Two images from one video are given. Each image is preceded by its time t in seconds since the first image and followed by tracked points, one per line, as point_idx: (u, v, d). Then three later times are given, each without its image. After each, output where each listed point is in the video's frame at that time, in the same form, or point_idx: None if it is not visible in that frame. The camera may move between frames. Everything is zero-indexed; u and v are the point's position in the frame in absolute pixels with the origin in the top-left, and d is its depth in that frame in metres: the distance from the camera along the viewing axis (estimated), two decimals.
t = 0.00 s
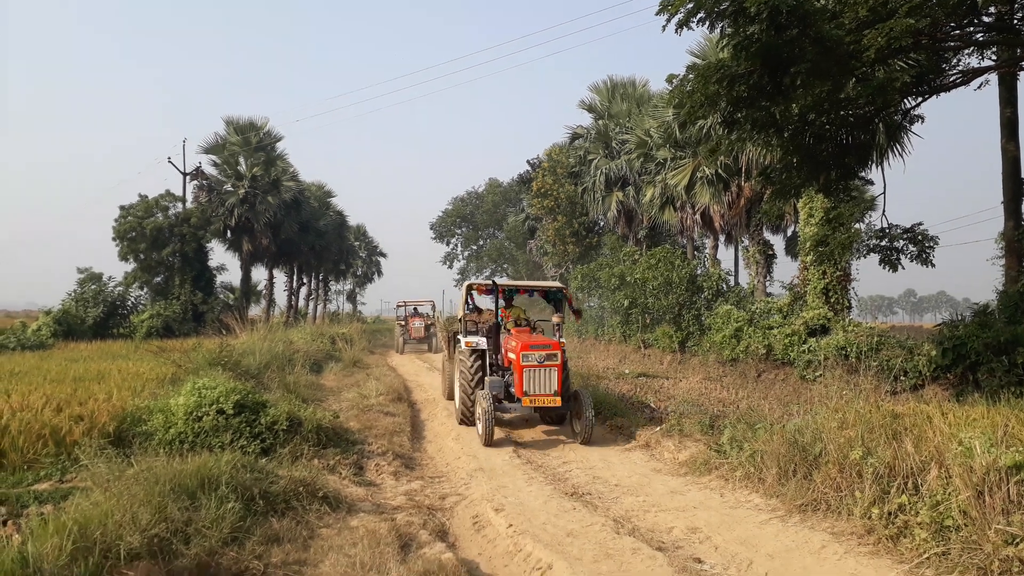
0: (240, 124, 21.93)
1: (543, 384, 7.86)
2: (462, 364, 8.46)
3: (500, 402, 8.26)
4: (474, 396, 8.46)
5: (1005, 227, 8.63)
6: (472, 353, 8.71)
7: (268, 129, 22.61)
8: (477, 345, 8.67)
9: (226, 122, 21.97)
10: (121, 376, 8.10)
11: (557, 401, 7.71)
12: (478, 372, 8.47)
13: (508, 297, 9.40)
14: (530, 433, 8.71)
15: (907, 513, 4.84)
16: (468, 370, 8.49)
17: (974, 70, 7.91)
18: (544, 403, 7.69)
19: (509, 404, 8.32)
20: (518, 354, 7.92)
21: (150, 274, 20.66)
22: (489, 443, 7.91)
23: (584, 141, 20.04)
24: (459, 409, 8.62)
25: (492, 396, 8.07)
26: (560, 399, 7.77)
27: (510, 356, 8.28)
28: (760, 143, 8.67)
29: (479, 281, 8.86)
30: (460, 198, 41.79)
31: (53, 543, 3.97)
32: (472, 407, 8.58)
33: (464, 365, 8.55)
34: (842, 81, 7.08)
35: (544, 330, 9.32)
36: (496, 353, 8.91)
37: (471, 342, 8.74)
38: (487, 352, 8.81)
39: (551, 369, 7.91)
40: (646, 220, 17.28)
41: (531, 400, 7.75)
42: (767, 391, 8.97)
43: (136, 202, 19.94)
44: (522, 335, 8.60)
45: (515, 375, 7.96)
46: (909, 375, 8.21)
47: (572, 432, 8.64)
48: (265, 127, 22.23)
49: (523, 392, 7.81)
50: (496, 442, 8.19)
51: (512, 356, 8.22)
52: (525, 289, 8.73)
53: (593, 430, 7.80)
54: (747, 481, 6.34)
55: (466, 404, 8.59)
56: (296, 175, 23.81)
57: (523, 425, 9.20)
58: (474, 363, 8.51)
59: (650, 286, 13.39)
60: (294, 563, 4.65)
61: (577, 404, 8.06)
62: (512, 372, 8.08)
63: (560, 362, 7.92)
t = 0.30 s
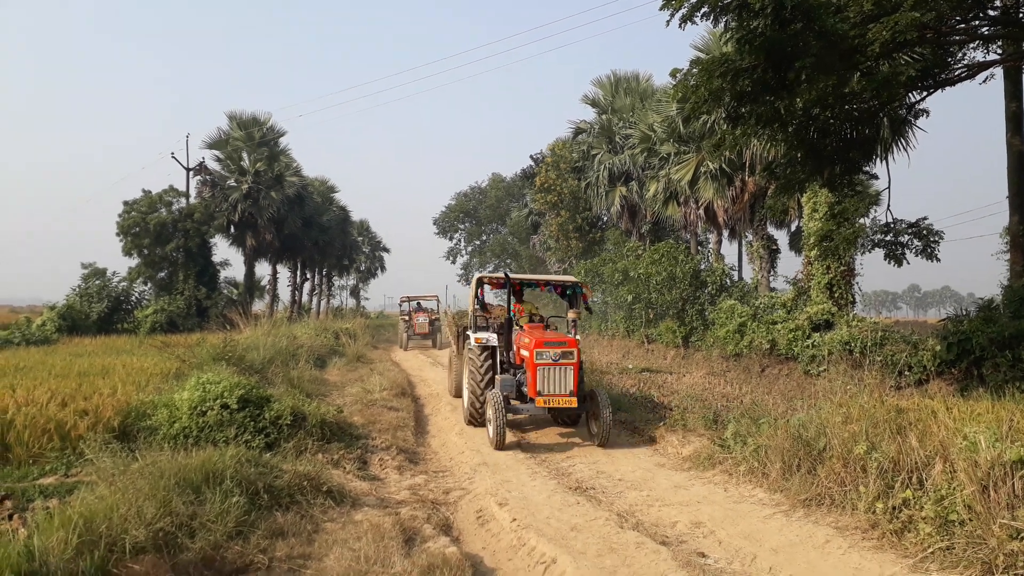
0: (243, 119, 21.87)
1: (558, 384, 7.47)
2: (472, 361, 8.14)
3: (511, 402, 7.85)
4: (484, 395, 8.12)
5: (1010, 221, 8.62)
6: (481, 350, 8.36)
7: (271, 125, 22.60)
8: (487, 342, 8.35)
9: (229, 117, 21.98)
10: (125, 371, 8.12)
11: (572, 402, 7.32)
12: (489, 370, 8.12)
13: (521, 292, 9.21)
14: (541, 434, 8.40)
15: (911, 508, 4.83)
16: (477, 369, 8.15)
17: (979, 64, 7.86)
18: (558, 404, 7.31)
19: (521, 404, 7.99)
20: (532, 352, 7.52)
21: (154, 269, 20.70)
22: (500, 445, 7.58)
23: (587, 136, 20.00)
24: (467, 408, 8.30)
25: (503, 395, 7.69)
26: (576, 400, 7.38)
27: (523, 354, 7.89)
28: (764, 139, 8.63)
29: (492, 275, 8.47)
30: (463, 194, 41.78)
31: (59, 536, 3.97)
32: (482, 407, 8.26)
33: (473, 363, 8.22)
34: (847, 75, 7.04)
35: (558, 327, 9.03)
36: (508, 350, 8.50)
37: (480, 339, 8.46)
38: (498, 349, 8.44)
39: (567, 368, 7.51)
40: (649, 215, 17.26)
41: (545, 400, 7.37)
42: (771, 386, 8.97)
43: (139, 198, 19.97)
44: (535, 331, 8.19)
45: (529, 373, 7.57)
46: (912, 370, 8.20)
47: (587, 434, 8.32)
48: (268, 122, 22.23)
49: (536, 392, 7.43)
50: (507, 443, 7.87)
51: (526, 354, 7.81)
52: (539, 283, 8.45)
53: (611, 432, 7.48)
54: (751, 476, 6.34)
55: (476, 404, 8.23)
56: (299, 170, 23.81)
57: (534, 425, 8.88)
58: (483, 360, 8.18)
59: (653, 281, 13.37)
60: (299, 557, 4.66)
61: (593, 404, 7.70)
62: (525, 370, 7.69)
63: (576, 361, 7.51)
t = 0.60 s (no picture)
0: (246, 117, 21.95)
1: (573, 388, 7.10)
2: (480, 362, 7.81)
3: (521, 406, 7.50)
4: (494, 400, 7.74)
5: (1013, 219, 8.61)
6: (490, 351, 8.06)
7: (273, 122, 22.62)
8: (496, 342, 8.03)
9: (232, 115, 22.02)
10: (128, 368, 8.14)
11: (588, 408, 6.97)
12: (498, 373, 7.77)
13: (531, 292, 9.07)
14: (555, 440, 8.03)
15: (914, 505, 4.82)
16: (486, 372, 7.79)
17: (983, 61, 7.84)
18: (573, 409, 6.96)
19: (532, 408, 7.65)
20: (546, 354, 7.14)
21: (156, 267, 20.73)
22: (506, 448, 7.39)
23: (589, 133, 19.99)
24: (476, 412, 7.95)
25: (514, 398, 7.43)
26: (592, 405, 7.03)
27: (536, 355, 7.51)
28: (766, 137, 8.59)
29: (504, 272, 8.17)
30: (465, 192, 41.79)
31: (62, 533, 3.96)
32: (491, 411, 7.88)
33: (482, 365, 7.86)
34: (851, 73, 7.02)
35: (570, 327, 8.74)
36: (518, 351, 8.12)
37: (489, 338, 8.21)
38: (508, 350, 8.22)
39: (583, 372, 7.14)
40: (652, 213, 17.26)
41: (559, 406, 7.00)
42: (773, 384, 8.97)
43: (142, 195, 20.00)
44: (548, 333, 7.81)
45: (542, 376, 7.19)
46: (915, 367, 8.20)
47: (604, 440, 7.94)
48: (270, 120, 22.26)
49: (550, 397, 7.06)
50: (516, 450, 7.51)
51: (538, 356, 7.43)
52: (551, 279, 8.26)
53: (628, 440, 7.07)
54: (753, 473, 6.34)
55: (485, 407, 7.88)
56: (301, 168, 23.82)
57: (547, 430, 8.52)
58: (493, 362, 7.84)
59: (655, 278, 13.36)
60: (301, 554, 4.66)
61: (610, 411, 7.32)
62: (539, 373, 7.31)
63: (593, 364, 7.15)
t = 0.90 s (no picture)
0: (248, 116, 22.05)
1: (589, 394, 6.73)
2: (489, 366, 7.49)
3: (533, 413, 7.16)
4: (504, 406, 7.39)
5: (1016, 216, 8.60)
6: (499, 355, 7.76)
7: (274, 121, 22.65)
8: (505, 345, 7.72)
9: (233, 114, 22.07)
10: (131, 367, 8.16)
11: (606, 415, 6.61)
12: (507, 378, 7.45)
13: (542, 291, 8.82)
14: (569, 446, 7.75)
15: (916, 503, 4.82)
16: (495, 376, 7.46)
17: (986, 59, 7.83)
18: (590, 416, 6.59)
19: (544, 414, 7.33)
20: (560, 357, 6.77)
21: (158, 266, 20.75)
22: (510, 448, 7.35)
23: (591, 132, 19.98)
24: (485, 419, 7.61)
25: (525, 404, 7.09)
26: (610, 412, 6.66)
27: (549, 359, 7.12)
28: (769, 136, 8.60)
29: (514, 270, 7.83)
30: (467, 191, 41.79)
31: (65, 531, 3.97)
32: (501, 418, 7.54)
33: (490, 370, 7.55)
34: (854, 71, 6.99)
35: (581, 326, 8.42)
36: (529, 353, 7.73)
37: (498, 339, 7.96)
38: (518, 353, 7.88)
39: (600, 376, 6.77)
40: (654, 211, 17.26)
41: (574, 413, 6.63)
42: (775, 382, 8.97)
43: (144, 194, 20.02)
44: (561, 334, 7.44)
45: (556, 381, 6.81)
46: (917, 366, 8.21)
47: (621, 447, 7.62)
48: (272, 119, 22.29)
49: (565, 404, 6.69)
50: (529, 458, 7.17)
51: (552, 360, 7.05)
52: (563, 277, 7.98)
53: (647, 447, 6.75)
54: (756, 471, 6.34)
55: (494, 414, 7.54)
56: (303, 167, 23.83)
57: (561, 437, 8.21)
58: (502, 366, 7.54)
59: (657, 277, 13.34)
60: (304, 552, 4.67)
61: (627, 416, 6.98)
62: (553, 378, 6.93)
63: (611, 368, 6.79)
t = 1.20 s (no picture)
0: (246, 114, 21.95)
1: (597, 397, 6.41)
2: (490, 371, 7.09)
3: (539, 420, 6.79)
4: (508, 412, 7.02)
5: (1014, 216, 8.61)
6: (501, 358, 7.31)
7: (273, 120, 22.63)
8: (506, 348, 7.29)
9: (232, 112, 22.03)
10: (128, 366, 8.13)
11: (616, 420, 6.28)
12: (511, 384, 7.04)
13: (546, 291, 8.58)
14: (577, 453, 7.45)
15: (914, 503, 4.81)
16: (497, 382, 7.06)
17: (984, 58, 7.83)
18: (598, 420, 6.26)
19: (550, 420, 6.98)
20: (566, 359, 6.47)
21: (156, 264, 20.71)
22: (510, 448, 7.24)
23: (589, 131, 19.96)
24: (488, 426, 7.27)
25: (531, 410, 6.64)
26: (620, 416, 6.33)
27: (554, 361, 6.82)
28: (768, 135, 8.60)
29: (516, 267, 7.56)
30: (465, 189, 41.79)
31: (63, 530, 3.94)
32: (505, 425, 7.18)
33: (492, 375, 7.13)
34: (853, 71, 6.93)
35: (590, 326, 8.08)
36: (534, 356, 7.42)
37: (499, 342, 7.42)
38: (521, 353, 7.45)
39: (609, 378, 6.45)
40: (652, 211, 17.26)
41: (582, 417, 6.31)
42: (773, 381, 8.98)
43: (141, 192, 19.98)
44: (567, 334, 7.15)
45: (562, 384, 6.51)
46: (915, 365, 8.23)
47: (632, 455, 7.31)
48: (270, 117, 22.26)
49: (572, 408, 6.37)
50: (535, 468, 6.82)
51: (557, 362, 6.75)
52: (566, 274, 7.70)
53: (661, 456, 6.43)
54: (753, 471, 6.34)
55: (497, 421, 7.18)
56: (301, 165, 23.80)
57: (568, 443, 7.91)
58: (504, 370, 7.11)
59: (655, 276, 13.35)
60: (302, 551, 4.66)
61: (640, 423, 6.66)
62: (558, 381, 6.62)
63: (620, 369, 6.47)
